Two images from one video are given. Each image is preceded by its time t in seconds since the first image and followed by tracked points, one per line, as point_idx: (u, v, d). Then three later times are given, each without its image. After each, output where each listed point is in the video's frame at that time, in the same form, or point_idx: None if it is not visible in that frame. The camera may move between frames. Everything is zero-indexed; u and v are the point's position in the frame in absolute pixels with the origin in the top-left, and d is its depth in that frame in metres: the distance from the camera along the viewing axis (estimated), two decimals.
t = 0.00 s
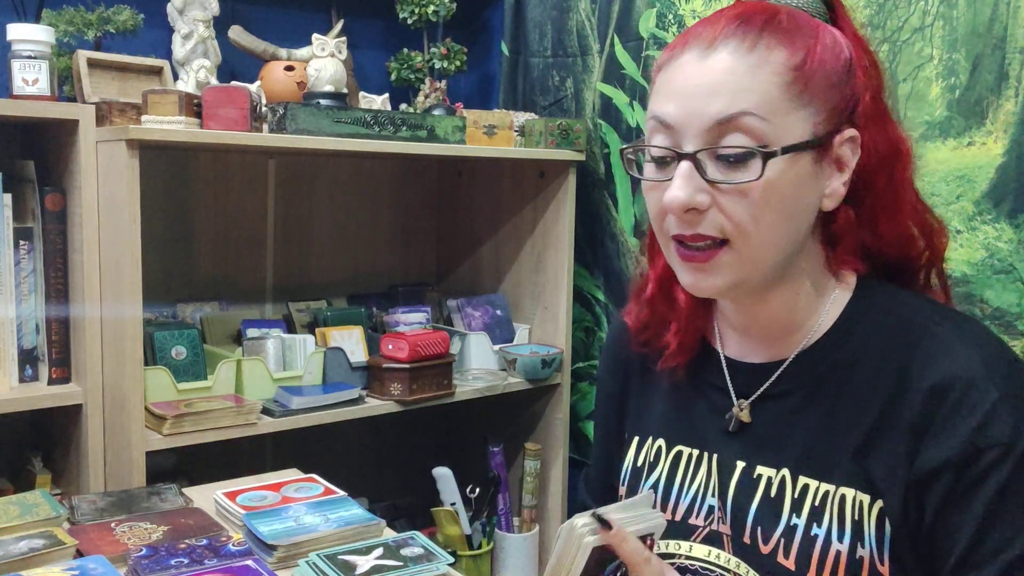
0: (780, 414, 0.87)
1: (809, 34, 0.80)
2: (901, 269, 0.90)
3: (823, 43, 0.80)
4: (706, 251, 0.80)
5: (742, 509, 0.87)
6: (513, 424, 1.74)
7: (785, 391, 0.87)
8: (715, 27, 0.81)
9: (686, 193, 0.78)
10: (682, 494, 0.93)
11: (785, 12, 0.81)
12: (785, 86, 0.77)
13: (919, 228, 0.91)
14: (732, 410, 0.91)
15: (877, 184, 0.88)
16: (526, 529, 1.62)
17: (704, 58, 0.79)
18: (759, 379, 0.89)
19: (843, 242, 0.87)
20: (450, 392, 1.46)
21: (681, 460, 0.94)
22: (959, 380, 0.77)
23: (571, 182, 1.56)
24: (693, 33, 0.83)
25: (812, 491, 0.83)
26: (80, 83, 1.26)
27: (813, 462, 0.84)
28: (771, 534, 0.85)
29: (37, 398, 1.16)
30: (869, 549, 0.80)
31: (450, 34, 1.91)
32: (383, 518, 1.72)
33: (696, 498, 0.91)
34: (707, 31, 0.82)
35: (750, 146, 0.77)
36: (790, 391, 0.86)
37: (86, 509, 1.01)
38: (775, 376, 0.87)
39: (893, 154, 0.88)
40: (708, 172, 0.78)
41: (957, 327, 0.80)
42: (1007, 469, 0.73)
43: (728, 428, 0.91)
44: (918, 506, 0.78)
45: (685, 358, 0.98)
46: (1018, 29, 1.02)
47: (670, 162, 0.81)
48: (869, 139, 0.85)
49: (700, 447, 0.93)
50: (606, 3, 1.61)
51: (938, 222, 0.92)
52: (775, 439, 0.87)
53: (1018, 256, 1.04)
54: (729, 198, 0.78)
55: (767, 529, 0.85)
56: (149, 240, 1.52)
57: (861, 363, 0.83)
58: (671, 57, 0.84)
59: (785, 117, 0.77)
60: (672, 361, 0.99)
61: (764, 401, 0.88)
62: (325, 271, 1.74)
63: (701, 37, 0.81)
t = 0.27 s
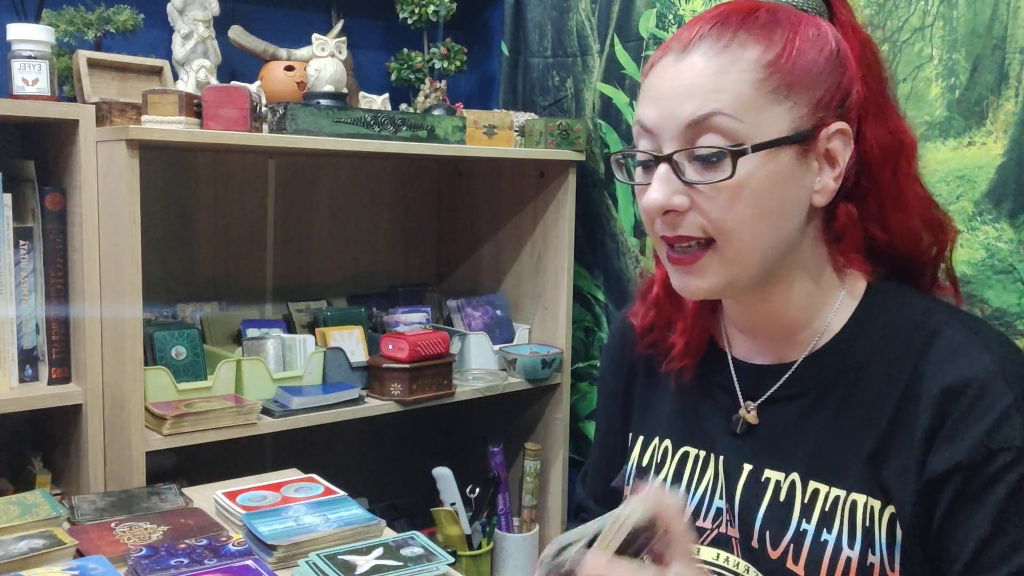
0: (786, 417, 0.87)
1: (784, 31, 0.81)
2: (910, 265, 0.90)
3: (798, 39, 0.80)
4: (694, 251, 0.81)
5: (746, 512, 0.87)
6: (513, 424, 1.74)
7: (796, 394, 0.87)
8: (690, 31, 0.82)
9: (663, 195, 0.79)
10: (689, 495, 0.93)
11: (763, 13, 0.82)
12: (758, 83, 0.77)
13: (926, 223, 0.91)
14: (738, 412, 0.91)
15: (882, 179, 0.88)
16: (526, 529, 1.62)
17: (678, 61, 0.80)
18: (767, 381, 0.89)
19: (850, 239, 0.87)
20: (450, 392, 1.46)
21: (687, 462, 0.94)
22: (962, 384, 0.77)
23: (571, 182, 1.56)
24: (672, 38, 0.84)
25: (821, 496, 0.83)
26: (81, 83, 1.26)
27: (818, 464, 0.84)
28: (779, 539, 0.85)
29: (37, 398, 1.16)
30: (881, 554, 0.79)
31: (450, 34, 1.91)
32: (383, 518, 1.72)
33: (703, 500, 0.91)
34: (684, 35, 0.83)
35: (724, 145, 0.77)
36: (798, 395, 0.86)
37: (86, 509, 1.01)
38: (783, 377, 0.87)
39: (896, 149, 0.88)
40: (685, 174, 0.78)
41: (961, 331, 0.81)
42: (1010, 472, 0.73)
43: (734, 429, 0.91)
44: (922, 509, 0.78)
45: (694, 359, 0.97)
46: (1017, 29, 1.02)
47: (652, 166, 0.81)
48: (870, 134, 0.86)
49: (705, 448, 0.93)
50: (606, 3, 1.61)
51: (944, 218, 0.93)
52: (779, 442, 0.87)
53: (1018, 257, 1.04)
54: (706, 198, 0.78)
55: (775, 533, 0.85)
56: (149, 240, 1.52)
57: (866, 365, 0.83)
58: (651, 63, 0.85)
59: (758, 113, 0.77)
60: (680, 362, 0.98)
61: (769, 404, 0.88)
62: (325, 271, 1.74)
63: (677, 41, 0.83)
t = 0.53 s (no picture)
0: (786, 420, 0.87)
1: (785, 33, 0.80)
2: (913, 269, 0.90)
3: (800, 41, 0.80)
4: (691, 250, 0.81)
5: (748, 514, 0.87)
6: (513, 425, 1.74)
7: (796, 398, 0.87)
8: (691, 32, 0.82)
9: (662, 198, 0.79)
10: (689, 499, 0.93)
11: (764, 13, 0.82)
12: (758, 85, 0.77)
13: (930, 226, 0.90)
14: (739, 417, 0.92)
15: (886, 184, 0.87)
16: (526, 529, 1.64)
17: (678, 61, 0.80)
18: (768, 386, 0.89)
19: (851, 243, 0.87)
20: (450, 392, 1.46)
21: (686, 464, 0.95)
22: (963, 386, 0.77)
23: (571, 182, 1.56)
24: (673, 38, 0.84)
25: (822, 502, 0.83)
26: (81, 83, 1.26)
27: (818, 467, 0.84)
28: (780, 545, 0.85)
29: (37, 398, 1.16)
30: (881, 561, 0.80)
31: (450, 34, 1.91)
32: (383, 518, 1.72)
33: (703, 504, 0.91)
34: (685, 35, 0.83)
35: (723, 148, 0.77)
36: (799, 399, 0.87)
37: (86, 509, 1.01)
38: (784, 382, 0.88)
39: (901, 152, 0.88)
40: (684, 177, 0.78)
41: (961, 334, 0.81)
42: (1012, 474, 0.73)
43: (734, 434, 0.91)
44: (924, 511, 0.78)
45: (694, 361, 0.97)
46: (1018, 29, 1.02)
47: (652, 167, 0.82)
48: (875, 138, 0.86)
49: (705, 452, 0.93)
50: (606, 3, 1.61)
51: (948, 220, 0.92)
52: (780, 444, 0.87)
53: (1017, 257, 1.04)
54: (705, 202, 0.78)
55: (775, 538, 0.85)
56: (149, 240, 1.52)
57: (864, 368, 0.84)
58: (652, 62, 0.85)
59: (758, 116, 0.77)
60: (680, 365, 0.98)
61: (770, 408, 0.88)
62: (325, 270, 1.74)
63: (679, 42, 0.83)
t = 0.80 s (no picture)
0: (786, 422, 0.87)
1: (796, 30, 0.81)
2: (913, 272, 0.90)
3: (811, 40, 0.81)
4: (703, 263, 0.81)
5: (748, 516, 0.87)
6: (512, 425, 1.74)
7: (795, 400, 0.87)
8: (701, 26, 0.82)
9: (670, 188, 0.77)
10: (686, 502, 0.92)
11: (775, 11, 0.82)
12: (771, 80, 0.77)
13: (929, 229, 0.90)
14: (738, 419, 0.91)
15: (885, 186, 0.88)
16: (526, 529, 1.63)
17: (690, 52, 0.80)
18: (766, 389, 0.89)
19: (851, 247, 0.87)
20: (449, 392, 1.46)
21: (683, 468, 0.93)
22: (963, 386, 0.77)
23: (571, 182, 1.56)
24: (681, 31, 0.84)
25: (817, 503, 0.83)
26: (80, 83, 1.26)
27: (818, 468, 0.84)
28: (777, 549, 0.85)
29: (37, 398, 1.16)
30: (878, 566, 0.80)
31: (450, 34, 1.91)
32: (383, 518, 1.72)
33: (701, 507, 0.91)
34: (694, 29, 0.83)
35: (734, 140, 0.76)
36: (799, 400, 0.86)
37: (86, 509, 1.01)
38: (782, 384, 0.87)
39: (901, 155, 0.88)
40: (693, 168, 0.78)
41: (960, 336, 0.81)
42: (1013, 476, 0.73)
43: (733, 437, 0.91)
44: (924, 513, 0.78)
45: (690, 366, 0.97)
46: (1017, 29, 1.02)
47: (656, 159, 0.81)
48: (877, 140, 0.85)
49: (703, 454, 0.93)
50: (606, 3, 1.61)
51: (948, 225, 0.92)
52: (779, 446, 0.87)
53: (1017, 257, 1.04)
54: (713, 194, 0.77)
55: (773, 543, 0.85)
56: (149, 240, 1.52)
57: (863, 371, 0.84)
58: (658, 55, 0.84)
59: (770, 111, 0.77)
60: (677, 370, 0.98)
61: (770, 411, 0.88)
62: (325, 270, 1.74)
63: (688, 34, 0.82)
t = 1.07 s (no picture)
0: (785, 422, 0.87)
1: (802, 27, 0.81)
2: (911, 274, 0.90)
3: (818, 36, 0.81)
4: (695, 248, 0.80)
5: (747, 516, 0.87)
6: (512, 425, 1.74)
7: (794, 400, 0.87)
8: (711, 20, 0.82)
9: (676, 182, 0.77)
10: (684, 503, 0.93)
11: (784, 8, 0.82)
12: (779, 75, 0.77)
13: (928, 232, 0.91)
14: (736, 419, 0.91)
15: (886, 189, 0.88)
16: (526, 529, 1.64)
17: (699, 46, 0.80)
18: (763, 387, 0.89)
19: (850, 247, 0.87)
20: (449, 392, 1.46)
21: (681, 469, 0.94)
22: (962, 386, 0.77)
23: (571, 182, 1.56)
24: (687, 28, 0.84)
25: (814, 503, 0.83)
26: (80, 83, 1.26)
27: (817, 468, 0.84)
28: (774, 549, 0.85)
29: (37, 398, 1.16)
30: (874, 566, 0.81)
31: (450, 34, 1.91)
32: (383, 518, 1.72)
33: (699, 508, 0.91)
34: (704, 24, 0.83)
35: (739, 135, 0.76)
36: (798, 400, 0.86)
37: (86, 509, 1.01)
38: (779, 382, 0.87)
39: (901, 158, 0.88)
40: (698, 163, 0.77)
41: (959, 335, 0.81)
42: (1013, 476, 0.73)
43: (733, 438, 0.90)
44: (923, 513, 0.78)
45: (686, 367, 0.97)
46: (1017, 29, 1.02)
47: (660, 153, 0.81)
48: (880, 142, 0.85)
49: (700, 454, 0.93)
50: (606, 3, 1.61)
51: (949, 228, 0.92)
52: (778, 446, 0.87)
53: (1017, 256, 1.04)
54: (716, 189, 0.77)
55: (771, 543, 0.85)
56: (149, 240, 1.52)
57: (862, 370, 0.84)
58: (664, 51, 0.85)
59: (777, 106, 0.77)
60: (674, 369, 0.98)
61: (768, 410, 0.88)
62: (325, 270, 1.74)
63: (697, 29, 0.83)
